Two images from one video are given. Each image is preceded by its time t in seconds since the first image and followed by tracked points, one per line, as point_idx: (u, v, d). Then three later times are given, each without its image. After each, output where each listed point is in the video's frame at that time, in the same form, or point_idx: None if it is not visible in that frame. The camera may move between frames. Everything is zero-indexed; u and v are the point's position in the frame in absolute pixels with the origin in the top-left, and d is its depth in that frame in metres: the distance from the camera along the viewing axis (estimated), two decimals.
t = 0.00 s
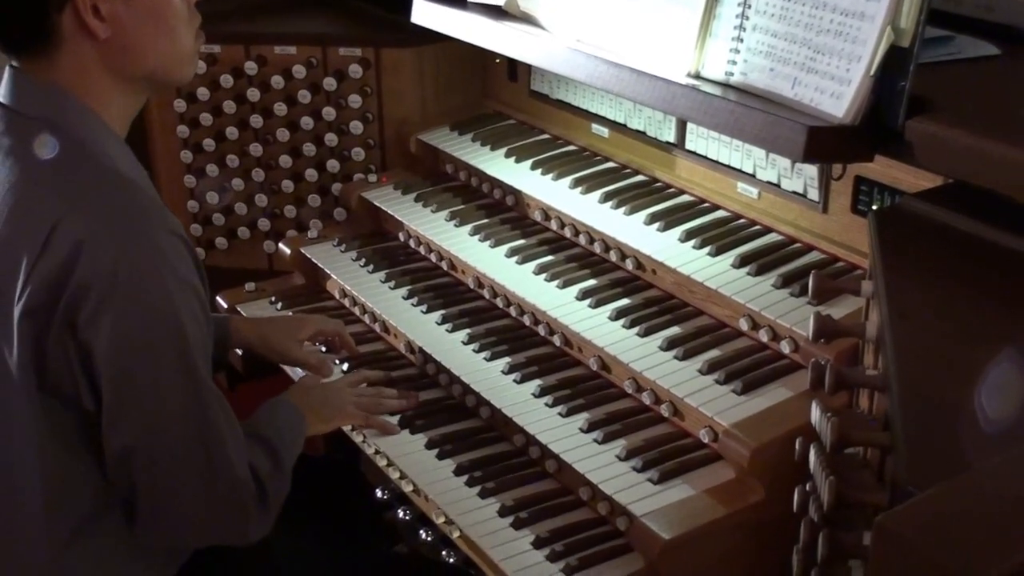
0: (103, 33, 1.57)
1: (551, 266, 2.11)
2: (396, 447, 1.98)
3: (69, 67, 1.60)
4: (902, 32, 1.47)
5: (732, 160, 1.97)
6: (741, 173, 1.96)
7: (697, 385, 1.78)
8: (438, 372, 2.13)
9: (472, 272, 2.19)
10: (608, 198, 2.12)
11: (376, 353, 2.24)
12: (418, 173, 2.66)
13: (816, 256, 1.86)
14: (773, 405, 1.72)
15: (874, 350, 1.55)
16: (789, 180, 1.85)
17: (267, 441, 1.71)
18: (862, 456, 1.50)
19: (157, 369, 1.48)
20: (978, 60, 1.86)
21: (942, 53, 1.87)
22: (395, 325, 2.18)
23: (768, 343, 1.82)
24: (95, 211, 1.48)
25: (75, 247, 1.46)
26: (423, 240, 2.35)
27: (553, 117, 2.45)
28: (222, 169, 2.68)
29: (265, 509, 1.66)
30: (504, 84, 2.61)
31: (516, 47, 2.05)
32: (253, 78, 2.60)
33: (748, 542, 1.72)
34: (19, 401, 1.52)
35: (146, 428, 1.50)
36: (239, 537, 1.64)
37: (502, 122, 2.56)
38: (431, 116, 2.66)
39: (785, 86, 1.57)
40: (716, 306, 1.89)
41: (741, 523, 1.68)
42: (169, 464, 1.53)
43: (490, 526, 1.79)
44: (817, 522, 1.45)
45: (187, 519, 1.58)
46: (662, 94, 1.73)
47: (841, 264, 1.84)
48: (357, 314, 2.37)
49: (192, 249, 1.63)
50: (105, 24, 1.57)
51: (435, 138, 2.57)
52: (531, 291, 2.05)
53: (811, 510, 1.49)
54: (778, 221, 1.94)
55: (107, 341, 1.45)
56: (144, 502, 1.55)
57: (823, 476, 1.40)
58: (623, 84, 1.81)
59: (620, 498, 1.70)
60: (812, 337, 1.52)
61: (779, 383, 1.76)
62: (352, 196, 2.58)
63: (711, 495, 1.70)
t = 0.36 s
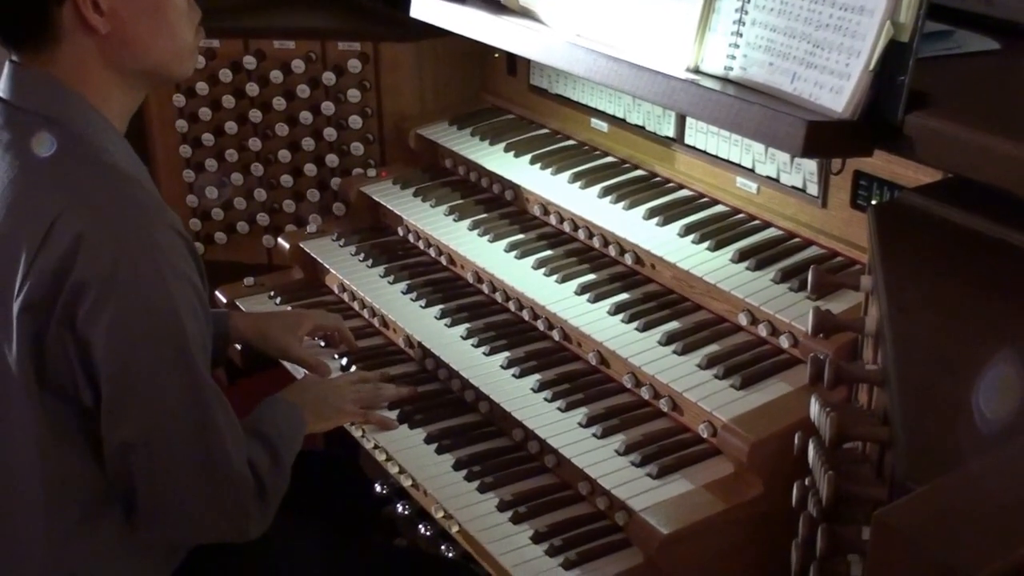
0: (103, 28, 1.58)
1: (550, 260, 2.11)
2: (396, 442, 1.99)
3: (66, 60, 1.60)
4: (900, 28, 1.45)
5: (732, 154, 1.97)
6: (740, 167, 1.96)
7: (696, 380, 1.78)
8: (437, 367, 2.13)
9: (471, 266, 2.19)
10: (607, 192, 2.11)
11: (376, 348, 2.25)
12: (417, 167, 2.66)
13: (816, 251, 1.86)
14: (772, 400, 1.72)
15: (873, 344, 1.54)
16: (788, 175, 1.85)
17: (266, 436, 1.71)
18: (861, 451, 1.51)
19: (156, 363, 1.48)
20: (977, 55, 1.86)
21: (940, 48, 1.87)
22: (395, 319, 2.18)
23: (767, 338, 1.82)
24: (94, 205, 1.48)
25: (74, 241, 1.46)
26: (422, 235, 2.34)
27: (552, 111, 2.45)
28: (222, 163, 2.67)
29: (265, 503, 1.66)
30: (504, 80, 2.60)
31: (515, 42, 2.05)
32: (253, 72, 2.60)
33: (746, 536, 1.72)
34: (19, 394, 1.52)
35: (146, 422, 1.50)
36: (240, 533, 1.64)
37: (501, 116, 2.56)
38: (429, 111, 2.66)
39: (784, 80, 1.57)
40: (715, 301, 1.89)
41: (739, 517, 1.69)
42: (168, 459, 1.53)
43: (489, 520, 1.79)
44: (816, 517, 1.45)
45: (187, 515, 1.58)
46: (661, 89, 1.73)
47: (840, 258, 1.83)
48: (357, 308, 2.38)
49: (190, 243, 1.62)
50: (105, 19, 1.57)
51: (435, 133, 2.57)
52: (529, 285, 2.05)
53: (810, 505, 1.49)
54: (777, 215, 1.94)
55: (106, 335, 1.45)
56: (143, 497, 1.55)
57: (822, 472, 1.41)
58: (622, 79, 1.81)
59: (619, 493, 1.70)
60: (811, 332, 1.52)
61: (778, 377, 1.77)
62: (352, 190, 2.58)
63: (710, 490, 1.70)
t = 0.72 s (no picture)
0: (97, 20, 1.55)
1: (550, 255, 2.09)
2: (394, 439, 1.97)
3: (58, 51, 1.57)
4: (904, 20, 1.45)
5: (734, 148, 1.94)
6: (743, 161, 1.94)
7: (698, 376, 1.77)
8: (436, 363, 2.11)
9: (471, 261, 2.17)
10: (608, 186, 2.09)
11: (374, 343, 2.23)
12: (416, 161, 2.64)
13: (819, 246, 1.84)
14: (775, 395, 1.71)
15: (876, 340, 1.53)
16: (791, 169, 1.83)
17: (265, 433, 1.69)
18: (864, 447, 1.49)
19: (151, 356, 1.46)
20: (982, 48, 1.84)
21: (944, 40, 1.85)
22: (393, 315, 2.16)
23: (770, 334, 1.80)
24: (88, 195, 1.46)
25: (69, 231, 1.44)
26: (421, 229, 2.32)
27: (553, 104, 2.42)
28: (219, 155, 2.63)
29: (264, 499, 1.64)
30: (504, 74, 2.58)
31: (515, 34, 2.04)
32: (250, 64, 2.57)
33: (748, 533, 1.71)
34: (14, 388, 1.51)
35: (142, 419, 1.48)
36: (239, 527, 1.63)
37: (501, 109, 2.54)
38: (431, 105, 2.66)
39: (787, 73, 1.56)
40: (718, 297, 1.87)
41: (741, 515, 1.68)
42: (165, 454, 1.51)
43: (489, 517, 1.78)
44: (818, 513, 1.44)
45: (184, 510, 1.56)
46: (663, 81, 1.71)
47: (843, 253, 1.81)
48: (355, 303, 2.36)
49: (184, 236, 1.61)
50: (99, 11, 1.55)
51: (434, 127, 2.55)
52: (529, 280, 2.03)
53: (813, 502, 1.48)
54: (780, 209, 1.91)
55: (102, 327, 1.43)
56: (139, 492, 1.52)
57: (824, 468, 1.40)
58: (623, 71, 1.79)
59: (619, 490, 1.69)
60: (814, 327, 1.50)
61: (780, 372, 1.75)
62: (349, 183, 2.55)
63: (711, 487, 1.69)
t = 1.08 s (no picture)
0: (106, 2, 1.49)
1: (552, 248, 2.02)
2: (390, 437, 1.90)
3: (62, 31, 1.52)
4: (920, 3, 1.38)
5: (743, 137, 1.87)
6: (752, 151, 1.87)
7: (706, 373, 1.71)
8: (434, 360, 2.04)
9: (470, 255, 2.10)
10: (612, 176, 2.02)
11: (372, 340, 2.16)
12: (413, 150, 2.57)
13: (830, 238, 1.77)
14: (785, 394, 1.65)
15: (890, 336, 1.47)
16: (802, 159, 1.76)
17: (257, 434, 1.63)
18: (878, 447, 1.43)
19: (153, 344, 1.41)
20: (1000, 33, 1.78)
21: (960, 26, 1.79)
22: (390, 310, 2.09)
23: (780, 330, 1.74)
24: (91, 178, 1.40)
25: (70, 215, 1.38)
26: (418, 221, 2.26)
27: (555, 91, 2.35)
28: (207, 145, 2.58)
29: (257, 502, 1.58)
30: (504, 60, 2.52)
31: (517, 19, 1.97)
32: (241, 50, 2.50)
33: (755, 535, 1.65)
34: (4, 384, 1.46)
35: (141, 413, 1.43)
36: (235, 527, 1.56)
37: (502, 97, 2.47)
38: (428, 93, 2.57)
39: (798, 60, 1.49)
40: (726, 291, 1.81)
41: (750, 516, 1.63)
42: (164, 446, 1.45)
43: (488, 520, 1.72)
44: (831, 517, 1.38)
45: (176, 509, 1.50)
46: (668, 68, 1.65)
47: (856, 246, 1.75)
48: (350, 298, 2.29)
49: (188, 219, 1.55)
50: None
51: (433, 114, 2.48)
52: (531, 274, 1.96)
53: (824, 504, 1.42)
54: (790, 201, 1.85)
55: (103, 316, 1.38)
56: (134, 486, 1.47)
57: (836, 469, 1.35)
58: (628, 58, 1.73)
59: (624, 491, 1.63)
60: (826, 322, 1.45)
61: (790, 370, 1.69)
62: (345, 174, 2.49)
63: (719, 488, 1.64)
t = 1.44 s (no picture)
0: None
1: (554, 240, 1.96)
2: (386, 437, 1.84)
3: (71, 15, 1.47)
4: None
5: (753, 125, 1.81)
6: (762, 140, 1.81)
7: (714, 370, 1.65)
8: (433, 356, 1.98)
9: (470, 246, 2.04)
10: (617, 166, 1.96)
11: (368, 336, 2.10)
12: (411, 138, 2.52)
13: (844, 230, 1.71)
14: (796, 391, 1.59)
15: (905, 331, 1.41)
16: (813, 148, 1.70)
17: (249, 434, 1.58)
18: (891, 446, 1.37)
19: (157, 337, 1.36)
20: (1020, 17, 1.71)
21: (978, 10, 1.73)
22: (387, 303, 2.03)
23: (791, 325, 1.68)
24: (94, 164, 1.36)
25: (75, 203, 1.33)
26: (416, 212, 2.20)
27: (559, 79, 2.29)
28: (197, 133, 2.50)
29: (248, 506, 1.52)
30: (505, 45, 2.46)
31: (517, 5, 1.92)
32: (233, 35, 2.42)
33: (764, 538, 1.60)
34: None
35: (139, 409, 1.37)
36: (221, 533, 1.50)
37: (503, 83, 2.40)
38: (427, 78, 2.51)
39: (810, 45, 1.45)
40: (734, 285, 1.75)
41: (758, 518, 1.57)
42: (162, 442, 1.40)
43: (488, 522, 1.66)
44: (843, 518, 1.32)
45: (165, 509, 1.44)
46: (674, 53, 1.59)
47: (869, 238, 1.69)
48: (346, 292, 2.23)
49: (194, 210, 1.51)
50: None
51: (430, 100, 2.43)
52: (533, 266, 1.91)
53: (836, 505, 1.36)
54: (802, 191, 1.79)
55: (104, 307, 1.33)
56: (127, 485, 1.41)
57: (848, 469, 1.30)
58: (633, 43, 1.67)
59: (629, 492, 1.58)
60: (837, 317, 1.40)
61: (801, 366, 1.64)
62: (339, 162, 2.42)
63: (727, 488, 1.58)
